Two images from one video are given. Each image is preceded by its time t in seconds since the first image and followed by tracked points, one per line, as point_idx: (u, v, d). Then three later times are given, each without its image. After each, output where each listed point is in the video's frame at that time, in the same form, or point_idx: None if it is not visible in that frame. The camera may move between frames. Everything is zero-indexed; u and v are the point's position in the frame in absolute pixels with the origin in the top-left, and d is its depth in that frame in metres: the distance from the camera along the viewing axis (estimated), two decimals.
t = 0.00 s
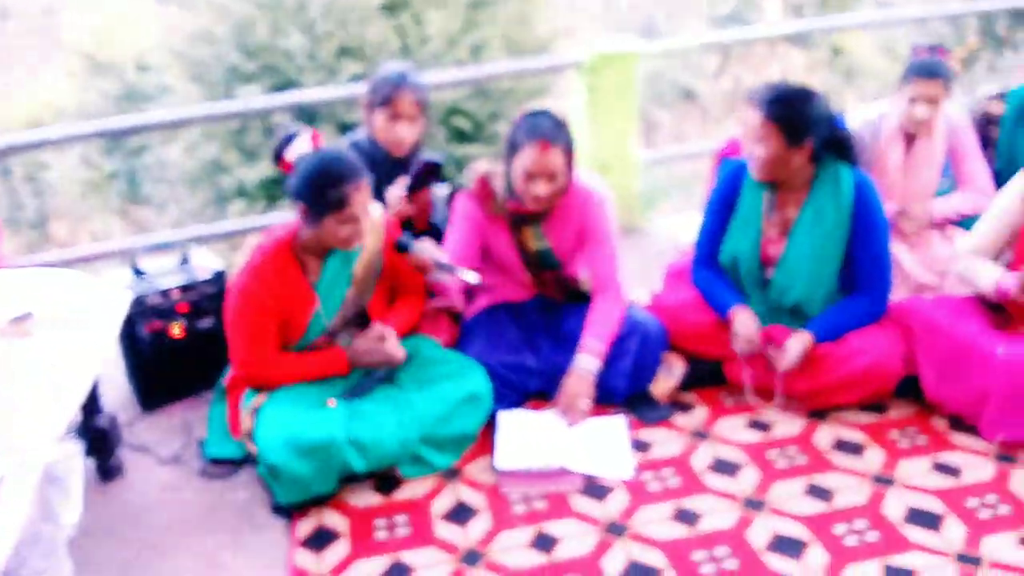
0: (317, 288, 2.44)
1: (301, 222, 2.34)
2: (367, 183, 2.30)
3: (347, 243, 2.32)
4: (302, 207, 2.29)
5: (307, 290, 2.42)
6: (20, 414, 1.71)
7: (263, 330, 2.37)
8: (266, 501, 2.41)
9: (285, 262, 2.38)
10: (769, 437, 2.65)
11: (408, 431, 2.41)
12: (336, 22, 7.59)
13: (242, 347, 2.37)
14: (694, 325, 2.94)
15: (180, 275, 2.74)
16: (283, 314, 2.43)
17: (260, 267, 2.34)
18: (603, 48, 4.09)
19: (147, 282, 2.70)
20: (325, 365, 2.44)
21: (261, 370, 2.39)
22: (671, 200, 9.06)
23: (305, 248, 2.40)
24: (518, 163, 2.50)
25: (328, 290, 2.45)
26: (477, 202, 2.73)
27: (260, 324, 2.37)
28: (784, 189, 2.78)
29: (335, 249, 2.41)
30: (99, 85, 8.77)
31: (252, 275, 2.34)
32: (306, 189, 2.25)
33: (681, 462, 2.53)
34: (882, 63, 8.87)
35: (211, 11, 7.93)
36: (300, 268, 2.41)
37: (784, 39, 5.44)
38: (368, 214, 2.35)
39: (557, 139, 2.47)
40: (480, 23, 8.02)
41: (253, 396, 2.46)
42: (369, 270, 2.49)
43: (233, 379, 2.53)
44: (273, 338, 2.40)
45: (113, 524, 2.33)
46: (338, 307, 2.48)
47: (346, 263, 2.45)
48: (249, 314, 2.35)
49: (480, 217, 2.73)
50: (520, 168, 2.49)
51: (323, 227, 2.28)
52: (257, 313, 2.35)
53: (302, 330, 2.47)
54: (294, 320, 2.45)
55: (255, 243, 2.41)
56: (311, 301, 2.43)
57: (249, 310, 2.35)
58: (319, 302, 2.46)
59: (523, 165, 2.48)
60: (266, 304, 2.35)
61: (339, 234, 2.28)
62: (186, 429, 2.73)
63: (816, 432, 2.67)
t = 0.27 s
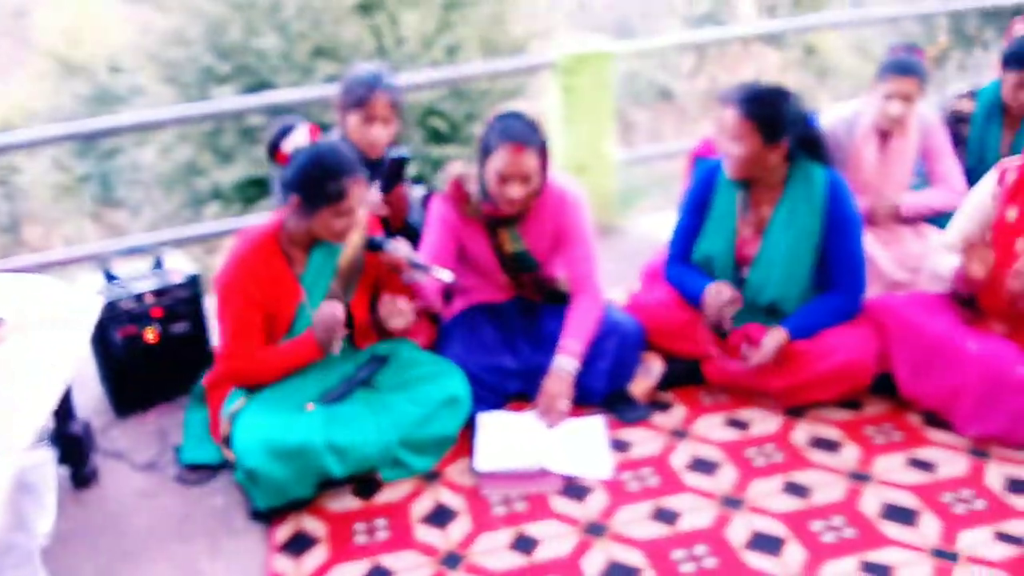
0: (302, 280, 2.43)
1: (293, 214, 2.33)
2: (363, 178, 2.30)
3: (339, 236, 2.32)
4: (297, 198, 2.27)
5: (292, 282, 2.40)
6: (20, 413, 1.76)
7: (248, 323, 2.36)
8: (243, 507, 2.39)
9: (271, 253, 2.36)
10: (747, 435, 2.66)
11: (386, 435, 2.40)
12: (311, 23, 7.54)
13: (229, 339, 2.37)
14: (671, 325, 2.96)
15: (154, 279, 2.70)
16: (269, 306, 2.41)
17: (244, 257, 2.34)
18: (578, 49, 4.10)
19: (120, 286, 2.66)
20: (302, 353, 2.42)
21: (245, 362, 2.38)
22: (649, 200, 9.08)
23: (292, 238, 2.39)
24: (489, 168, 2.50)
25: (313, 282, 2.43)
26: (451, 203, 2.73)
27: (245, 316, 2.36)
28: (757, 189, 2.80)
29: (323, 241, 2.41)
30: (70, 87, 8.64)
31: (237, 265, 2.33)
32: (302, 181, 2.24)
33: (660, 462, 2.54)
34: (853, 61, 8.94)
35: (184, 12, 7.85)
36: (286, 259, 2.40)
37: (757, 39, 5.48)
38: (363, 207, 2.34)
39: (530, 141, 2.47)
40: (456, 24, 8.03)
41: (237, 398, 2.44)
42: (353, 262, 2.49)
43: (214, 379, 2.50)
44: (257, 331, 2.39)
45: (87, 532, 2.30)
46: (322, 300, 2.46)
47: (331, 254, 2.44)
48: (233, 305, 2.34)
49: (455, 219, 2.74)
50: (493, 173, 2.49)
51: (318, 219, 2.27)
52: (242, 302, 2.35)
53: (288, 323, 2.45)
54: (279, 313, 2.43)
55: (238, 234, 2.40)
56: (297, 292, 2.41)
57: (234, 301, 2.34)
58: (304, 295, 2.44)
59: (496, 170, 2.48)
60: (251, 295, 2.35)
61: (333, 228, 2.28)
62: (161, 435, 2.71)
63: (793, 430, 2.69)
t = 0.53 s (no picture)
0: (291, 282, 2.41)
1: (286, 215, 2.30)
2: (361, 184, 2.28)
3: (332, 241, 2.30)
4: (293, 199, 2.25)
5: (281, 284, 2.38)
6: (19, 414, 1.79)
7: (235, 322, 2.35)
8: (225, 510, 2.37)
9: (261, 253, 2.34)
10: (730, 432, 2.67)
11: (369, 435, 2.40)
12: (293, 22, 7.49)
13: (218, 338, 2.36)
14: (654, 324, 2.96)
15: (134, 280, 2.68)
16: (257, 307, 2.39)
17: (236, 257, 2.31)
18: (561, 48, 4.10)
19: (99, 289, 2.64)
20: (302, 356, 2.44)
21: (236, 363, 2.37)
22: (633, 198, 9.09)
23: (284, 240, 2.36)
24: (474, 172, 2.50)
25: (302, 284, 2.42)
26: (433, 204, 2.72)
27: (233, 316, 2.34)
28: (739, 187, 2.81)
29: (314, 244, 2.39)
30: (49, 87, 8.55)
31: (226, 265, 2.31)
32: (300, 182, 2.22)
33: (644, 460, 2.55)
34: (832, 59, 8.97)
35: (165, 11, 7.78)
36: (277, 261, 2.37)
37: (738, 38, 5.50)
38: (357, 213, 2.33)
39: (515, 147, 2.47)
40: (440, 23, 8.01)
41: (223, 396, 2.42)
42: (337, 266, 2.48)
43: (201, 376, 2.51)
44: (244, 332, 2.37)
45: (67, 537, 2.29)
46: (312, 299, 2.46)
47: (320, 256, 2.42)
48: (222, 304, 2.33)
49: (437, 220, 2.72)
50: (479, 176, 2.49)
51: (312, 222, 2.25)
52: (231, 303, 2.33)
53: (275, 325, 2.44)
54: (267, 313, 2.42)
55: (228, 234, 2.37)
56: (285, 294, 2.40)
57: (223, 301, 2.32)
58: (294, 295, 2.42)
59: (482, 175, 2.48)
60: (241, 296, 2.33)
61: (328, 232, 2.26)
62: (142, 438, 2.69)
63: (776, 427, 2.70)
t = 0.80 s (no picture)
0: (281, 281, 2.40)
1: (278, 211, 2.30)
2: (353, 182, 2.28)
3: (324, 239, 2.30)
4: (284, 194, 2.24)
5: (271, 281, 2.38)
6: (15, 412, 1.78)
7: (222, 320, 2.33)
8: (214, 512, 2.37)
9: (252, 252, 2.34)
10: (719, 428, 2.69)
11: (360, 434, 2.40)
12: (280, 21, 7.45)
13: (203, 336, 2.34)
14: (643, 321, 2.98)
15: (120, 281, 2.67)
16: (248, 304, 2.38)
17: (225, 254, 2.32)
18: (548, 46, 4.10)
19: (85, 290, 2.62)
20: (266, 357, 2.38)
21: (215, 361, 2.34)
22: (622, 195, 9.08)
23: (274, 238, 2.38)
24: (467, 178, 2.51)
25: (292, 285, 2.41)
26: (420, 204, 2.73)
27: (219, 313, 2.33)
28: (728, 181, 2.83)
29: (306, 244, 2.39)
30: (34, 88, 8.48)
31: (218, 261, 2.31)
32: (293, 176, 2.22)
33: (634, 457, 2.55)
34: (819, 55, 9.01)
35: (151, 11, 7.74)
36: (267, 259, 2.37)
37: (726, 35, 5.52)
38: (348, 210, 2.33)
39: (498, 142, 2.47)
40: (427, 22, 7.99)
41: (211, 397, 2.42)
42: (329, 266, 2.45)
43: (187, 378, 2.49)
44: (228, 330, 2.36)
45: (56, 540, 2.27)
46: (302, 299, 2.44)
47: (310, 256, 2.42)
48: (210, 301, 2.31)
49: (425, 218, 2.73)
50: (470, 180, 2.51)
51: (304, 218, 2.24)
52: (221, 300, 2.32)
53: (265, 323, 2.42)
54: (254, 313, 2.40)
55: (219, 233, 2.38)
56: (274, 292, 2.39)
57: (211, 297, 2.31)
58: (283, 295, 2.41)
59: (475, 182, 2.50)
60: (231, 292, 2.33)
61: (319, 229, 2.26)
62: (131, 440, 2.68)
63: (765, 423, 2.71)
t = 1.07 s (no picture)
0: (276, 281, 2.40)
1: (272, 210, 2.28)
2: (348, 184, 2.29)
3: (316, 239, 2.30)
4: (278, 195, 2.23)
5: (267, 281, 2.37)
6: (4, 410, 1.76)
7: (226, 321, 2.32)
8: (207, 511, 2.36)
9: (248, 252, 2.32)
10: (712, 427, 2.69)
11: (353, 434, 2.39)
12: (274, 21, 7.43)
13: (206, 338, 2.32)
14: (635, 320, 2.99)
15: (113, 280, 2.66)
16: (245, 305, 2.36)
17: (222, 254, 2.29)
18: (542, 46, 4.10)
19: (77, 289, 2.61)
20: (286, 356, 2.42)
21: (233, 363, 2.34)
22: (616, 195, 9.08)
23: (268, 238, 2.36)
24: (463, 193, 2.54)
25: (288, 283, 2.42)
26: (413, 203, 2.73)
27: (222, 315, 2.31)
28: (719, 180, 2.86)
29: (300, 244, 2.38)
30: (27, 87, 8.44)
31: (215, 263, 2.28)
32: (288, 176, 2.20)
33: (627, 455, 2.56)
34: (811, 56, 9.03)
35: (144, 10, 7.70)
36: (261, 258, 2.36)
37: (719, 36, 5.53)
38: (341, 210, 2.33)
39: (494, 148, 2.47)
40: (421, 22, 7.98)
41: (211, 397, 2.41)
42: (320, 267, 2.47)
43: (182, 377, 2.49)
44: (234, 331, 2.35)
45: (47, 540, 2.27)
46: (297, 300, 2.46)
47: (304, 255, 2.42)
48: (212, 303, 2.29)
49: (418, 217, 2.73)
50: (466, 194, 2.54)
51: (298, 218, 2.24)
52: (220, 301, 2.29)
53: (261, 323, 2.42)
54: (253, 312, 2.38)
55: (210, 233, 2.35)
56: (271, 292, 2.39)
57: (212, 299, 2.29)
58: (280, 295, 2.42)
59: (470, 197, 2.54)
60: (230, 293, 2.30)
61: (313, 229, 2.26)
62: (124, 440, 2.67)
63: (757, 421, 2.72)
